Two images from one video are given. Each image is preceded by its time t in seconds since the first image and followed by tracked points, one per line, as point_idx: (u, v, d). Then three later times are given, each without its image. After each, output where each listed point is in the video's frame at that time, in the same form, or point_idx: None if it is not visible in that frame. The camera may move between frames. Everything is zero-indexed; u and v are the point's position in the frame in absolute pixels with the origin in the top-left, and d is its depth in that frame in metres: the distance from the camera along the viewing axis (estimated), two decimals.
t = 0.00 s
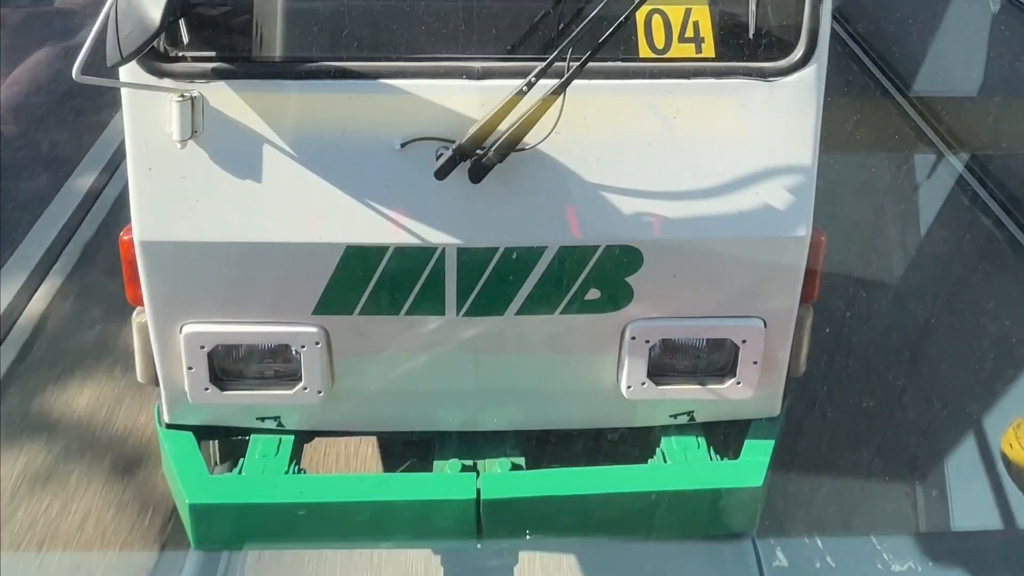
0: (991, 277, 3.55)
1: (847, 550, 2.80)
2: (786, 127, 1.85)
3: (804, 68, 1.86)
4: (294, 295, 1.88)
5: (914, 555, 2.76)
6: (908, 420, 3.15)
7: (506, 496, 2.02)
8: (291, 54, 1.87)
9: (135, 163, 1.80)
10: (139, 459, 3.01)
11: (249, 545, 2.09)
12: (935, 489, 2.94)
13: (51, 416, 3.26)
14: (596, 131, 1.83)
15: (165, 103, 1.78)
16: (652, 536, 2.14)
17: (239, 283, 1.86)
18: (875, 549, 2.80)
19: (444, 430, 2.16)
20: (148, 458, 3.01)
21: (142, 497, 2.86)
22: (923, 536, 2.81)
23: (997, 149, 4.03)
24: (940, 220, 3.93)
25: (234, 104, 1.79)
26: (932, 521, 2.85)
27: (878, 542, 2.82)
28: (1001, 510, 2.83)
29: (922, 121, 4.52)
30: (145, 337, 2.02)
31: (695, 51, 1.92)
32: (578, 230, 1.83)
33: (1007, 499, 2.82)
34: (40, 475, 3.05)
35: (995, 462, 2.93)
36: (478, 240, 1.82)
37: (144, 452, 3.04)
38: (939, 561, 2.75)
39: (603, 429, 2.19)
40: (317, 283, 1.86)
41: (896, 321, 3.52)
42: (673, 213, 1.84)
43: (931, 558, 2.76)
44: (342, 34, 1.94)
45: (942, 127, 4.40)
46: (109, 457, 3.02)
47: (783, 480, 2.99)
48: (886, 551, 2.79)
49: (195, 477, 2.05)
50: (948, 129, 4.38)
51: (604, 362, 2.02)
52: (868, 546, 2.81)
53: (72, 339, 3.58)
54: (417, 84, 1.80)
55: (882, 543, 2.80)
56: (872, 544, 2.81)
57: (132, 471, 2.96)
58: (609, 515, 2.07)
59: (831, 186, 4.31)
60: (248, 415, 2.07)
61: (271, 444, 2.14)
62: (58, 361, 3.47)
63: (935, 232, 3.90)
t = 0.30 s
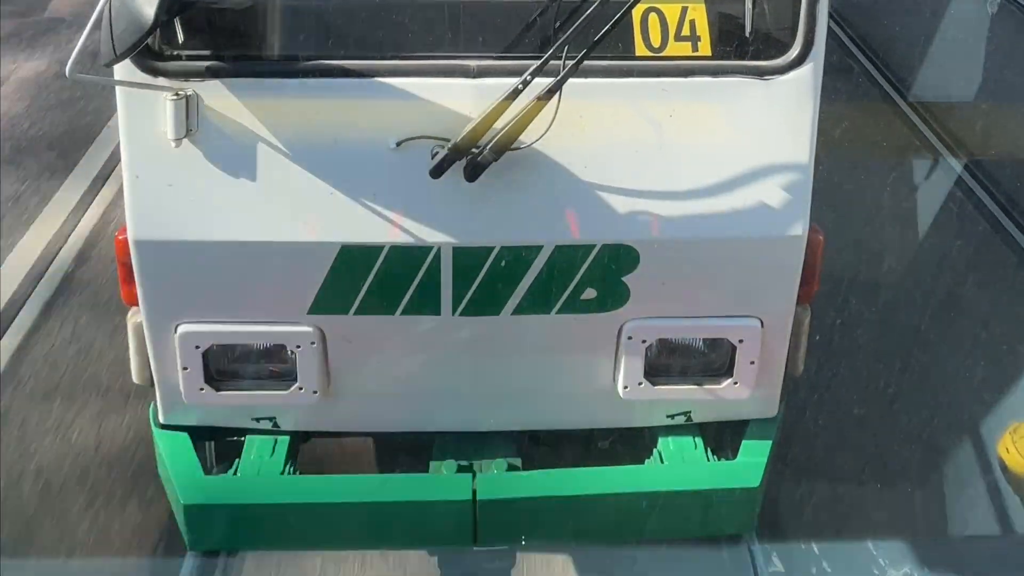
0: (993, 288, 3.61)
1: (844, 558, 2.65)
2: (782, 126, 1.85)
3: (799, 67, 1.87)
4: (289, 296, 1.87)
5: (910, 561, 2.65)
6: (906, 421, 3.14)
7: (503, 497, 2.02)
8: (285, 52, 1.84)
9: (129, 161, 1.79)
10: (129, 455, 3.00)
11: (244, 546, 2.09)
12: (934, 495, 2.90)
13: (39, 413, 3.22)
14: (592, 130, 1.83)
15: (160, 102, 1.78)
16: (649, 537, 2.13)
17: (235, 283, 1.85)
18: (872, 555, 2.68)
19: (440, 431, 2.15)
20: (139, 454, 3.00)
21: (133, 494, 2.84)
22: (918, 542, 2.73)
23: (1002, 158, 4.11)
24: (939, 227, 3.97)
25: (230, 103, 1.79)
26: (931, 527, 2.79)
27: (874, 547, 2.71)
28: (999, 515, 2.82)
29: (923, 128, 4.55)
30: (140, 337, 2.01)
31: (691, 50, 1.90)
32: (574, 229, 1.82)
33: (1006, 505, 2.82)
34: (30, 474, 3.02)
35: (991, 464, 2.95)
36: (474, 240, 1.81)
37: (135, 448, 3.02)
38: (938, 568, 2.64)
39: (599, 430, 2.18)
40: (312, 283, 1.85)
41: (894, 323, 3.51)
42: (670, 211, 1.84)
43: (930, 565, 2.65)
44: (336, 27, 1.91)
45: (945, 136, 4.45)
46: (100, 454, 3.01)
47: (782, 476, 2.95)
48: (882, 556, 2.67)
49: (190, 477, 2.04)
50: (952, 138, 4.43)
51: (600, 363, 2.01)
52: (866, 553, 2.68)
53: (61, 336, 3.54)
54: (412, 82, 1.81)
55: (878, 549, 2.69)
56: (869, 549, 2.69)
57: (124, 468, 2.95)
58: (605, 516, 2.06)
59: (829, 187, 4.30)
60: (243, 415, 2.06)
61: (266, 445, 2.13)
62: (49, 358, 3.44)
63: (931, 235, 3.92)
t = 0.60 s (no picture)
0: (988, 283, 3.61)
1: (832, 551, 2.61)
2: (780, 120, 1.85)
3: (799, 61, 1.87)
4: (287, 291, 1.87)
5: (901, 556, 2.61)
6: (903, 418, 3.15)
7: (502, 493, 2.02)
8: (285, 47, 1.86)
9: (127, 155, 1.78)
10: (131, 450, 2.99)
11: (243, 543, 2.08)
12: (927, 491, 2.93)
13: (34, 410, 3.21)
14: (591, 124, 1.83)
15: (158, 96, 1.78)
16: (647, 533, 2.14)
17: (233, 279, 1.85)
18: (861, 550, 2.62)
19: (437, 427, 2.14)
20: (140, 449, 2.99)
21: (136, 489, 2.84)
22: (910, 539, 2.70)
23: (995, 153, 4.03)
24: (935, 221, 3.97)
25: (229, 98, 1.78)
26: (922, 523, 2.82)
27: (864, 542, 2.65)
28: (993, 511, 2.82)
29: (914, 118, 4.39)
30: (139, 332, 2.01)
31: (690, 44, 1.90)
32: (572, 224, 1.82)
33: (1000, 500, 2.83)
34: (28, 470, 3.02)
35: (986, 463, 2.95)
36: (473, 234, 1.81)
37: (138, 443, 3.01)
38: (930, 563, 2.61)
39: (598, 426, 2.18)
40: (310, 278, 1.85)
41: (892, 320, 3.52)
42: (668, 205, 1.84)
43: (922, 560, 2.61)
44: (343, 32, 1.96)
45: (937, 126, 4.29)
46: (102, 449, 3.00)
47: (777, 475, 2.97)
48: (872, 552, 2.62)
49: (188, 474, 2.04)
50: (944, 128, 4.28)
51: (599, 358, 2.01)
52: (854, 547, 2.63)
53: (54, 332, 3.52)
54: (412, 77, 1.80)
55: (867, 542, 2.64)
56: (859, 545, 2.64)
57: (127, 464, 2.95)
58: (604, 511, 2.07)
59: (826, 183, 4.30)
60: (242, 411, 2.06)
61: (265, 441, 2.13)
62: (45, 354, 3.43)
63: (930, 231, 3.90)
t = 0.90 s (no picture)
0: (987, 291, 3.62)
1: (825, 566, 2.78)
2: (780, 128, 1.85)
3: (799, 69, 1.86)
4: (287, 298, 1.86)
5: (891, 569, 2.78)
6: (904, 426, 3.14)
7: (501, 500, 2.01)
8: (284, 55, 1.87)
9: (128, 162, 1.78)
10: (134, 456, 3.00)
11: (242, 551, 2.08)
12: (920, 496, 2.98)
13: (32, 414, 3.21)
14: (591, 131, 1.83)
15: (159, 101, 1.77)
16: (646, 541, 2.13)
17: (232, 285, 1.85)
18: (851, 562, 2.81)
19: (438, 433, 2.14)
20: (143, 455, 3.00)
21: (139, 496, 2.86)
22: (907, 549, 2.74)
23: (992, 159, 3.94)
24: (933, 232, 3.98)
25: (230, 105, 1.78)
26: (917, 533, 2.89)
27: (854, 556, 2.84)
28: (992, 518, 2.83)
29: (920, 131, 4.43)
30: (138, 338, 2.00)
31: (691, 51, 1.91)
32: (569, 231, 1.82)
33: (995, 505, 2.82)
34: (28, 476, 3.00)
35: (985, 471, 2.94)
36: (472, 242, 1.81)
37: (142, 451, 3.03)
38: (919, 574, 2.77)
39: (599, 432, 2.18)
40: (310, 285, 1.85)
41: (892, 327, 3.52)
42: (667, 213, 1.84)
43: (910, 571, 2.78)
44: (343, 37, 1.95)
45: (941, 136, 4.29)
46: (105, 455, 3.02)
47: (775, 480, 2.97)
48: (862, 565, 2.80)
49: (188, 480, 2.03)
50: (948, 139, 4.26)
51: (599, 365, 2.01)
52: (844, 559, 2.82)
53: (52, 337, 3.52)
54: (412, 84, 1.80)
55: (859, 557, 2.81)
56: (848, 557, 2.83)
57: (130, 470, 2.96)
58: (604, 519, 2.06)
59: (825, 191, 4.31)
60: (241, 417, 2.06)
61: (264, 447, 2.13)
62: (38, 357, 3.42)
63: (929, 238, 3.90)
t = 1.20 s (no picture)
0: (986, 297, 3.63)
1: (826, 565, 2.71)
2: (774, 132, 1.86)
3: (793, 74, 1.87)
4: (282, 301, 1.87)
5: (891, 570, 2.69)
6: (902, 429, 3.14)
7: (495, 502, 2.02)
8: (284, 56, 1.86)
9: (123, 165, 1.79)
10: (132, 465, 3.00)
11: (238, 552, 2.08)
12: (922, 496, 2.90)
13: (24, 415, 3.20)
14: (586, 136, 1.84)
15: (154, 105, 1.78)
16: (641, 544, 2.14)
17: (228, 289, 1.86)
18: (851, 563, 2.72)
19: (433, 436, 2.15)
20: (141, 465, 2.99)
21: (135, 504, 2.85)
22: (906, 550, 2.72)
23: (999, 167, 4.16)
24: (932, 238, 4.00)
25: (224, 109, 1.78)
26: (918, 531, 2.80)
27: (853, 556, 2.75)
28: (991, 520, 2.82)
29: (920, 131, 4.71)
30: (134, 341, 2.01)
31: (685, 56, 1.91)
32: (569, 234, 1.83)
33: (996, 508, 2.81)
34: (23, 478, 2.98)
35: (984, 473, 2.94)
36: (468, 245, 1.82)
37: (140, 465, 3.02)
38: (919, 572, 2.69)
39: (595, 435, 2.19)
40: (306, 289, 1.86)
41: (890, 330, 3.52)
42: (663, 216, 1.84)
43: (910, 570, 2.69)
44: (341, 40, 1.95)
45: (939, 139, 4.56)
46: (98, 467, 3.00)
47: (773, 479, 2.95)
48: (862, 565, 2.71)
49: (183, 481, 2.04)
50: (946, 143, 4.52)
51: (594, 368, 2.01)
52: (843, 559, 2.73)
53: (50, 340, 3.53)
54: (405, 87, 1.81)
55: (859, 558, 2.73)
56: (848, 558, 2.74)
57: (128, 480, 2.95)
58: (599, 521, 2.06)
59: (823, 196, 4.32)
60: (237, 419, 2.07)
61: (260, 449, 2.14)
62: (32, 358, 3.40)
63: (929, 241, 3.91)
